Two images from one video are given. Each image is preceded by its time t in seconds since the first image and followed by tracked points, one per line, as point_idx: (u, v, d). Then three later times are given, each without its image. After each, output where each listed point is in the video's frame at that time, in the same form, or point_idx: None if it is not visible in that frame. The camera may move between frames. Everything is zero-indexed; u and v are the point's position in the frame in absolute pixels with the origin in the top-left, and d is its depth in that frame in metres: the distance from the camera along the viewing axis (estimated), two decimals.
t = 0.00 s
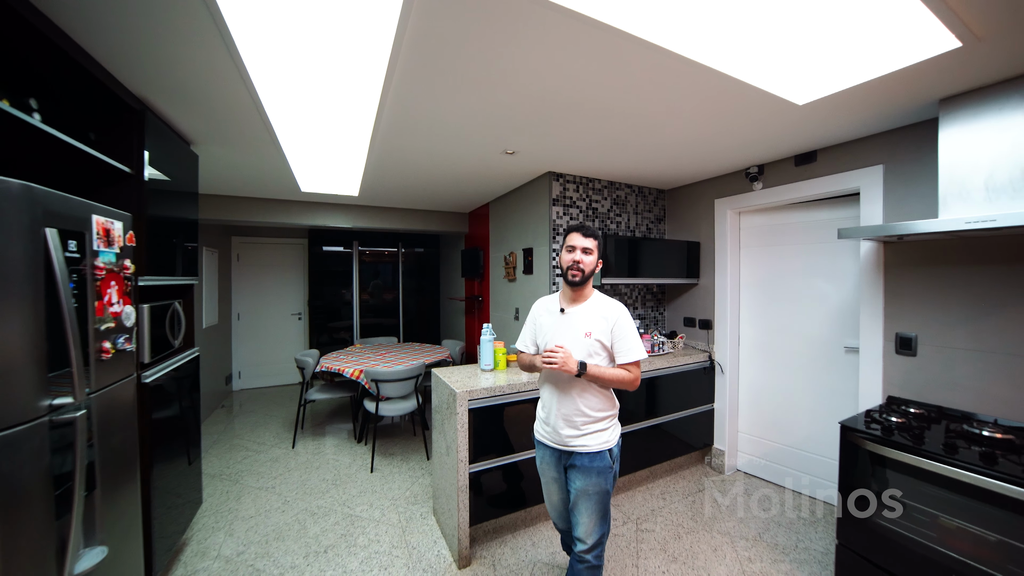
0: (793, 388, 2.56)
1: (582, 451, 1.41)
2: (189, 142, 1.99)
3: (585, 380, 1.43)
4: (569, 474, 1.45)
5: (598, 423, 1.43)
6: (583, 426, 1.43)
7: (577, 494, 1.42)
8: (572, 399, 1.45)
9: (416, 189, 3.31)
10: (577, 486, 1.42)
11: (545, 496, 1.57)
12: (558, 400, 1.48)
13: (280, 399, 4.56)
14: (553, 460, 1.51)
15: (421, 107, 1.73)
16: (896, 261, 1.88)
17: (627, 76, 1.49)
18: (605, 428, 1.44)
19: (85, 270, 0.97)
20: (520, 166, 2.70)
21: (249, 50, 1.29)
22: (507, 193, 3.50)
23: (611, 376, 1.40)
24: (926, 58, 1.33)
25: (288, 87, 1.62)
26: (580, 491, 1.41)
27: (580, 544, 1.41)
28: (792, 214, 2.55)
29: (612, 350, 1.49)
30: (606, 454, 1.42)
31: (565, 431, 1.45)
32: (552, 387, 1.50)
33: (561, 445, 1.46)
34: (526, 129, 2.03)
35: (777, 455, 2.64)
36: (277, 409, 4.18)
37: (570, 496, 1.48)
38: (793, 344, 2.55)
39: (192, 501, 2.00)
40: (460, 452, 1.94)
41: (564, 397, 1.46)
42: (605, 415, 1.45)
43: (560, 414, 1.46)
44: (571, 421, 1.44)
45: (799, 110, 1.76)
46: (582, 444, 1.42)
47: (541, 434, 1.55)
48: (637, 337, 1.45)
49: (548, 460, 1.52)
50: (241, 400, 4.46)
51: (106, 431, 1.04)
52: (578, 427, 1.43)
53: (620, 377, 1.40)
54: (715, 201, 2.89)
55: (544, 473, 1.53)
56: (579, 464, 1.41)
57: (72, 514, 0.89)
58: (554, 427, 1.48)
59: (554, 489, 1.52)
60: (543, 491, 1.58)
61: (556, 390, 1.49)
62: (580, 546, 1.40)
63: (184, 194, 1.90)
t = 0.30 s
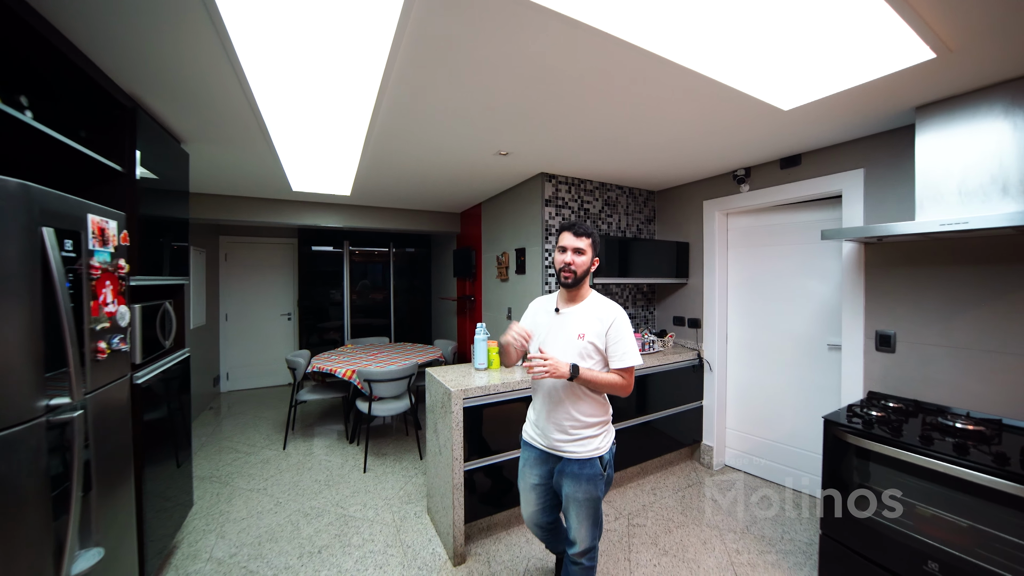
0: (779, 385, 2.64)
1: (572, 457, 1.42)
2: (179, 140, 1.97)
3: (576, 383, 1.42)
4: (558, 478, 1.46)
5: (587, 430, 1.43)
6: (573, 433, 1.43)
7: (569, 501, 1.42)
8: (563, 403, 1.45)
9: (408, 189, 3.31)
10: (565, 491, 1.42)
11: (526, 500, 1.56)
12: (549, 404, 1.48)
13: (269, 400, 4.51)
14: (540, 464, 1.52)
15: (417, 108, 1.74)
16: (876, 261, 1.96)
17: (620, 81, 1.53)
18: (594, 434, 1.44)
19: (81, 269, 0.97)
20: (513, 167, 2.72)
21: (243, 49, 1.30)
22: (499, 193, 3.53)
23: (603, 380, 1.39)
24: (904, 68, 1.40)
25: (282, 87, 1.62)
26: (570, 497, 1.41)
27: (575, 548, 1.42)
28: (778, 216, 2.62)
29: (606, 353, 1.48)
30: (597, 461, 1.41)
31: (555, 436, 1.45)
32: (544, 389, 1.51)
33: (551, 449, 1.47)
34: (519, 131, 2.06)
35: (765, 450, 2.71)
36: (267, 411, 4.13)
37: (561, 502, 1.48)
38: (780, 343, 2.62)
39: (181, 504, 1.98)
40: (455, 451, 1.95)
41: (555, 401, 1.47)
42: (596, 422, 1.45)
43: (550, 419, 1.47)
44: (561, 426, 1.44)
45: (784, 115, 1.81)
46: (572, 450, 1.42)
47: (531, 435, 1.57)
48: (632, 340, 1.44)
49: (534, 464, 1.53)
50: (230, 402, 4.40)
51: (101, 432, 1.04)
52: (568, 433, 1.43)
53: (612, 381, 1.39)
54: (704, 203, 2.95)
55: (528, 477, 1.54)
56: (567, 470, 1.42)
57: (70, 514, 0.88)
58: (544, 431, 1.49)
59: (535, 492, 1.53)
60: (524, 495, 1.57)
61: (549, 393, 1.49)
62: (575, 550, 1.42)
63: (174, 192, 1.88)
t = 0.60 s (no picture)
0: (766, 382, 2.70)
1: (570, 456, 1.43)
2: (171, 138, 1.95)
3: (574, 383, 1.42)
4: (552, 477, 1.46)
5: (584, 429, 1.45)
6: (570, 432, 1.44)
7: (566, 499, 1.43)
8: (560, 404, 1.45)
9: (403, 189, 3.31)
10: (561, 490, 1.43)
11: (507, 506, 1.50)
12: (545, 405, 1.47)
13: (261, 401, 4.47)
14: (531, 464, 1.50)
15: (413, 110, 1.76)
16: (859, 262, 2.03)
17: (614, 86, 1.56)
18: (589, 433, 1.47)
19: (80, 269, 0.97)
20: (507, 168, 2.75)
21: (241, 49, 1.30)
22: (493, 194, 3.55)
23: (600, 380, 1.40)
24: (884, 77, 1.46)
25: (278, 86, 1.63)
26: (566, 495, 1.43)
27: (568, 546, 1.42)
28: (766, 217, 2.69)
29: (601, 353, 1.50)
30: (593, 459, 1.45)
31: (552, 436, 1.45)
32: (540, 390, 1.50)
33: (546, 449, 1.46)
34: (513, 133, 2.08)
35: (753, 446, 2.78)
36: (258, 412, 4.09)
37: (553, 502, 1.48)
38: (768, 341, 2.69)
39: (174, 506, 1.96)
40: (451, 449, 1.97)
41: (551, 401, 1.46)
42: (591, 421, 1.48)
43: (547, 419, 1.47)
44: (558, 426, 1.45)
45: (772, 120, 1.87)
46: (570, 449, 1.44)
47: (520, 436, 1.54)
48: (628, 340, 1.46)
49: (525, 466, 1.50)
50: (220, 404, 4.34)
51: (99, 432, 1.04)
52: (566, 433, 1.44)
53: (609, 381, 1.41)
54: (694, 205, 3.02)
55: (514, 479, 1.51)
56: (565, 468, 1.43)
57: (71, 513, 0.88)
58: (539, 431, 1.48)
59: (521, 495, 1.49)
60: (504, 501, 1.51)
61: (546, 394, 1.48)
62: (569, 550, 1.42)
63: (167, 192, 1.87)
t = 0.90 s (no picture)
0: (757, 380, 2.77)
1: (558, 455, 1.40)
2: (166, 137, 1.94)
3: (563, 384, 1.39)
4: (539, 479, 1.40)
5: (568, 425, 1.43)
6: (557, 430, 1.41)
7: (555, 498, 1.40)
8: (547, 405, 1.39)
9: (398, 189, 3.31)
10: (550, 489, 1.39)
11: (491, 521, 1.36)
12: (530, 408, 1.39)
13: (254, 402, 4.43)
14: (516, 473, 1.39)
15: (411, 112, 1.78)
16: (846, 262, 2.09)
17: (610, 89, 1.60)
18: (571, 428, 1.47)
19: (82, 269, 0.97)
20: (503, 169, 2.77)
21: (241, 49, 1.32)
22: (489, 194, 3.57)
23: (584, 377, 1.41)
24: (868, 85, 1.51)
25: (277, 86, 1.64)
26: (556, 493, 1.39)
27: (560, 543, 1.40)
28: (756, 219, 2.75)
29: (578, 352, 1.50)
30: (577, 453, 1.45)
31: (540, 439, 1.38)
32: (523, 395, 1.40)
33: (534, 454, 1.38)
34: (509, 135, 2.11)
35: (744, 443, 2.84)
36: (252, 413, 4.06)
37: (539, 502, 1.43)
38: (759, 340, 2.75)
39: (169, 506, 1.95)
40: (449, 447, 1.99)
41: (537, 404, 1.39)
42: (573, 417, 1.46)
43: (533, 423, 1.38)
44: (545, 427, 1.39)
45: (762, 124, 1.92)
46: (558, 448, 1.40)
47: (501, 446, 1.41)
48: (601, 338, 1.51)
49: (509, 475, 1.38)
50: (212, 405, 4.30)
51: (100, 431, 1.04)
52: (553, 432, 1.40)
53: (590, 377, 1.44)
54: (687, 206, 3.07)
55: (499, 492, 1.37)
56: (554, 468, 1.39)
57: (76, 511, 0.89)
58: (525, 437, 1.38)
59: (506, 504, 1.39)
60: (488, 516, 1.37)
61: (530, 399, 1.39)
62: (563, 546, 1.40)
63: (162, 191, 1.86)
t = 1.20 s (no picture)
0: (750, 378, 2.82)
1: (525, 450, 1.37)
2: (163, 137, 1.94)
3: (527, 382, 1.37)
4: (507, 480, 1.35)
5: (531, 419, 1.41)
6: (522, 425, 1.38)
7: (524, 498, 1.35)
8: (512, 401, 1.35)
9: (395, 189, 3.32)
10: (520, 490, 1.35)
11: (465, 523, 1.34)
12: (494, 407, 1.34)
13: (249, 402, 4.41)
14: (484, 475, 1.34)
15: (410, 113, 1.80)
16: (836, 263, 2.15)
17: (607, 93, 1.63)
18: (534, 422, 1.44)
19: (86, 269, 0.98)
20: (500, 170, 2.79)
21: (242, 50, 1.33)
22: (485, 194, 3.59)
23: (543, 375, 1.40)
24: (856, 90, 1.56)
25: (276, 85, 1.65)
26: (525, 493, 1.35)
27: (535, 547, 1.36)
28: (749, 219, 2.80)
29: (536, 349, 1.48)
30: (541, 446, 1.43)
31: (506, 436, 1.34)
32: (486, 395, 1.34)
33: (501, 452, 1.34)
34: (506, 136, 2.13)
35: (737, 440, 2.89)
36: (247, 413, 4.04)
37: (509, 504, 1.38)
38: (751, 338, 2.80)
39: (166, 507, 1.95)
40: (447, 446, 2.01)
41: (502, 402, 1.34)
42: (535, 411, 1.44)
43: (499, 421, 1.33)
44: (511, 423, 1.35)
45: (754, 127, 1.96)
46: (524, 443, 1.37)
47: (467, 448, 1.34)
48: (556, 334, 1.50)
49: (479, 478, 1.34)
50: (206, 405, 4.27)
51: (102, 429, 1.05)
52: (518, 427, 1.36)
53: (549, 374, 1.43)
54: (682, 207, 3.11)
55: (470, 494, 1.33)
56: (523, 466, 1.35)
57: (82, 508, 0.90)
58: (491, 435, 1.33)
59: (479, 506, 1.35)
60: (462, 518, 1.34)
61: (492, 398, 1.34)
62: (540, 551, 1.36)
63: (160, 191, 1.86)
